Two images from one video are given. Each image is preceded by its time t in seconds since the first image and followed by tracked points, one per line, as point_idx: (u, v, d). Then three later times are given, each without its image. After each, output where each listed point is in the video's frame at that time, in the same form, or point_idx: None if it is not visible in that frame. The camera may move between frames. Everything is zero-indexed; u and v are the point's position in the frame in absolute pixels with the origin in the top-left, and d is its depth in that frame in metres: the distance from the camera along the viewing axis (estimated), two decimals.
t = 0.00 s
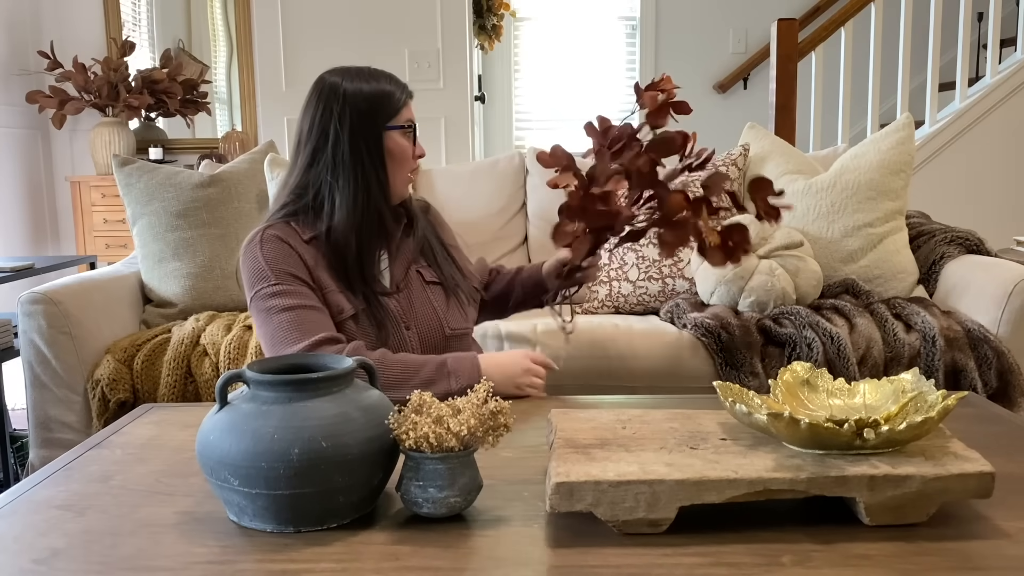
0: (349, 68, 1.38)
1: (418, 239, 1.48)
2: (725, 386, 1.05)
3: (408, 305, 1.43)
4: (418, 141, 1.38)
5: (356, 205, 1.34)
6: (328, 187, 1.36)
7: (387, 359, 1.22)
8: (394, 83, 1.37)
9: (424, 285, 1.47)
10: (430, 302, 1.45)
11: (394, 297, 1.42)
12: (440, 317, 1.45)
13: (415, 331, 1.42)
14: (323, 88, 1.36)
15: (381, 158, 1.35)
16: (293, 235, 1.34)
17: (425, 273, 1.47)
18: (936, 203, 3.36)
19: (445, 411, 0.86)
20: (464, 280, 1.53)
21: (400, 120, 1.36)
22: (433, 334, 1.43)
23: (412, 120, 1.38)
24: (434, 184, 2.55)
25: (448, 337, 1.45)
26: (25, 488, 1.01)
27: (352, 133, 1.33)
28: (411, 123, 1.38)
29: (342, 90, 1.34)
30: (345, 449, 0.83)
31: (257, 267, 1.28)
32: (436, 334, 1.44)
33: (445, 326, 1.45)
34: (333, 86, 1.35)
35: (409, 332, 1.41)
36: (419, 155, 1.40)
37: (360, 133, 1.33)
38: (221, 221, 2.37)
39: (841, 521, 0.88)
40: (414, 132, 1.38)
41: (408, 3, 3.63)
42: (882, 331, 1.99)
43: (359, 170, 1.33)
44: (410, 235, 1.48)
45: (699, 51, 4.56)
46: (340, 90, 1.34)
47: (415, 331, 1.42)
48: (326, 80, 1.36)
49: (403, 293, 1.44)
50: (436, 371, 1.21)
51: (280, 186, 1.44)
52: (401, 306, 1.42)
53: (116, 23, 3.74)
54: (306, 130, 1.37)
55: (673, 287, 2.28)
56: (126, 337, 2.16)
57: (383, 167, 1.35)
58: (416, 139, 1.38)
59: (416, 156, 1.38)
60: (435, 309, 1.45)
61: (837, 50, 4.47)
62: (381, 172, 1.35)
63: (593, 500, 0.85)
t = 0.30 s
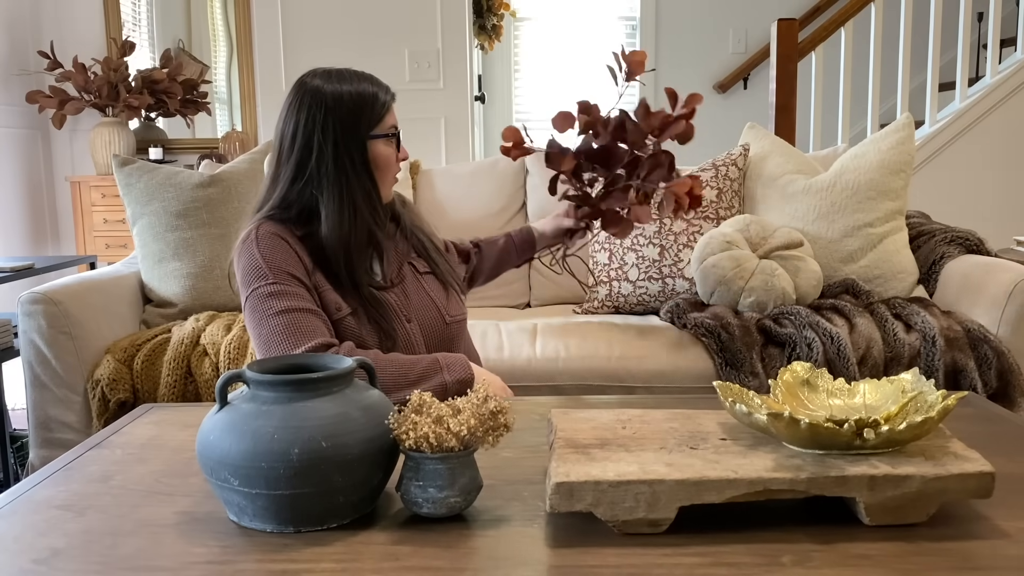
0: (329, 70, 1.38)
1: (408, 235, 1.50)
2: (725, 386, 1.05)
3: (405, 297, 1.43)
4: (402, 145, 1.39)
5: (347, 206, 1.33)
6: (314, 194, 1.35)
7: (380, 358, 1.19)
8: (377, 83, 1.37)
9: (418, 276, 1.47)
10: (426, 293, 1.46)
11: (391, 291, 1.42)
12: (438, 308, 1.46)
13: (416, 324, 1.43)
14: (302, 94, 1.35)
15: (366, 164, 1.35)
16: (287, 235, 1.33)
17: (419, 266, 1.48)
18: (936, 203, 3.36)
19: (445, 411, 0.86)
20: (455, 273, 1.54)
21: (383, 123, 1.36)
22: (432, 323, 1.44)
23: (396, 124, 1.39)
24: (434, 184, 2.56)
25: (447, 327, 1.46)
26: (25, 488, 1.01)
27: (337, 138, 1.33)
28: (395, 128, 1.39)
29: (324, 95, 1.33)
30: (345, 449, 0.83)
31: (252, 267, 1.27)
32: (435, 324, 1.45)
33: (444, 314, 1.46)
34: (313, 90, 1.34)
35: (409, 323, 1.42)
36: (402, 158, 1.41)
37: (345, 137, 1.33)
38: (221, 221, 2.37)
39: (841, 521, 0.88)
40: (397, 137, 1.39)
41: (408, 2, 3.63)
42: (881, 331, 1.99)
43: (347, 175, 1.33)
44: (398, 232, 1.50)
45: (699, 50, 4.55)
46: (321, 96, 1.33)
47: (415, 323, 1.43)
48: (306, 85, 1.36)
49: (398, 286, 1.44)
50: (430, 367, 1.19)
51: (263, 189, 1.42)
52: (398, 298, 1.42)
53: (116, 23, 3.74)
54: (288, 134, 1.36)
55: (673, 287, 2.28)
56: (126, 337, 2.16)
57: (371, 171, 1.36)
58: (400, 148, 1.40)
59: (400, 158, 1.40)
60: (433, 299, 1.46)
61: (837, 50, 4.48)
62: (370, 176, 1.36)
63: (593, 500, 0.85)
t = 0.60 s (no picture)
0: (326, 72, 1.38)
1: (407, 236, 1.49)
2: (725, 386, 1.05)
3: (403, 299, 1.43)
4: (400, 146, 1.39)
5: (346, 206, 1.33)
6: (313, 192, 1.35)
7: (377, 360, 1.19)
8: (373, 85, 1.37)
9: (416, 278, 1.47)
10: (425, 295, 1.46)
11: (388, 293, 1.42)
12: (436, 309, 1.46)
13: (414, 325, 1.43)
14: (300, 94, 1.35)
15: (364, 165, 1.35)
16: (286, 234, 1.33)
17: (417, 268, 1.48)
18: (936, 203, 3.36)
19: (445, 411, 0.86)
20: (454, 275, 1.54)
21: (380, 124, 1.36)
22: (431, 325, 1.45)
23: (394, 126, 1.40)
24: (434, 184, 2.56)
25: (446, 328, 1.47)
26: (25, 488, 1.01)
27: (336, 139, 1.33)
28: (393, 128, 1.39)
29: (322, 96, 1.33)
30: (344, 450, 0.83)
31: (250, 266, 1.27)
32: (434, 326, 1.45)
33: (443, 316, 1.47)
34: (311, 91, 1.34)
35: (407, 324, 1.42)
36: (400, 159, 1.42)
37: (344, 138, 1.33)
38: (221, 221, 2.37)
39: (842, 521, 0.88)
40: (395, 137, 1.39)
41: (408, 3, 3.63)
42: (882, 331, 1.99)
43: (346, 176, 1.33)
44: (397, 233, 1.49)
45: (699, 50, 4.55)
46: (320, 97, 1.33)
47: (413, 324, 1.43)
48: (304, 86, 1.36)
49: (397, 288, 1.44)
50: (426, 367, 1.19)
51: (262, 190, 1.42)
52: (396, 299, 1.42)
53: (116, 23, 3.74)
54: (287, 135, 1.36)
55: (673, 288, 2.28)
56: (127, 337, 2.16)
57: (370, 172, 1.36)
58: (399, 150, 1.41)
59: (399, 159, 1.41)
60: (431, 301, 1.46)
61: (837, 51, 4.48)
62: (369, 177, 1.36)
63: (593, 500, 0.85)
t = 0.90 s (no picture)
0: (331, 71, 1.38)
1: (410, 239, 1.49)
2: (725, 386, 1.05)
3: (405, 302, 1.44)
4: (405, 143, 1.40)
5: (350, 204, 1.33)
6: (316, 190, 1.35)
7: (378, 360, 1.19)
8: (378, 84, 1.38)
9: (419, 280, 1.47)
10: (427, 297, 1.46)
11: (390, 295, 1.42)
12: (439, 313, 1.46)
13: (416, 327, 1.43)
14: (305, 92, 1.35)
15: (369, 158, 1.35)
16: (290, 233, 1.33)
17: (420, 271, 1.48)
18: (936, 203, 3.36)
19: (445, 411, 0.86)
20: (457, 279, 1.54)
21: (385, 121, 1.37)
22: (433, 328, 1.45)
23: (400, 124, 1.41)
24: (434, 184, 2.56)
25: (448, 332, 1.47)
26: (25, 488, 1.01)
27: (342, 136, 1.33)
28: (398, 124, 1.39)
29: (328, 94, 1.34)
30: (345, 450, 0.83)
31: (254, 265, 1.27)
32: (436, 329, 1.45)
33: (445, 320, 1.47)
34: (316, 89, 1.35)
35: (409, 326, 1.42)
36: (404, 156, 1.42)
37: (350, 134, 1.33)
38: (222, 221, 2.37)
39: (842, 521, 0.88)
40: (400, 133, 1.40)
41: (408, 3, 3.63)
42: (881, 330, 1.99)
43: (351, 172, 1.34)
44: (400, 236, 1.49)
45: (699, 50, 4.55)
46: (326, 95, 1.34)
47: (415, 326, 1.43)
48: (309, 84, 1.36)
49: (399, 290, 1.44)
50: (426, 368, 1.19)
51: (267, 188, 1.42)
52: (398, 302, 1.42)
53: (116, 23, 3.74)
54: (292, 132, 1.36)
55: (673, 288, 2.28)
56: (127, 337, 2.16)
57: (374, 168, 1.36)
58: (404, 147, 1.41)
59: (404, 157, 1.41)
60: (433, 304, 1.46)
61: (837, 50, 4.48)
62: (373, 174, 1.36)
63: (593, 500, 0.85)
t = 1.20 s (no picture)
0: (332, 71, 1.38)
1: (412, 240, 1.49)
2: (725, 386, 1.05)
3: (407, 302, 1.43)
4: (406, 142, 1.40)
5: (352, 203, 1.33)
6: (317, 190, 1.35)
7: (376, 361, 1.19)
8: (378, 84, 1.38)
9: (420, 280, 1.47)
10: (427, 297, 1.46)
11: (391, 295, 1.42)
12: (440, 314, 1.46)
13: (417, 328, 1.43)
14: (306, 93, 1.36)
15: (370, 157, 1.35)
16: (291, 233, 1.33)
17: (421, 271, 1.48)
18: (936, 203, 3.36)
19: (444, 411, 0.86)
20: (458, 279, 1.54)
21: (385, 119, 1.37)
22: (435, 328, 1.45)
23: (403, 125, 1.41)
24: (433, 184, 2.56)
25: (449, 332, 1.47)
26: (25, 488, 1.01)
27: (343, 135, 1.33)
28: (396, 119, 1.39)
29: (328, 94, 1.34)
30: (344, 450, 0.83)
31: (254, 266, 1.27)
32: (437, 328, 1.45)
33: (446, 320, 1.46)
34: (316, 89, 1.35)
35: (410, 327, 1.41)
36: (405, 156, 1.42)
37: (350, 134, 1.33)
38: (222, 221, 2.37)
39: (842, 521, 0.88)
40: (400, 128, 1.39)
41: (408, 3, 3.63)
42: (882, 330, 1.99)
43: (352, 172, 1.34)
44: (402, 236, 1.49)
45: (699, 50, 4.55)
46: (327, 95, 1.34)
47: (416, 327, 1.43)
48: (308, 85, 1.36)
49: (400, 291, 1.44)
50: (426, 369, 1.19)
51: (268, 189, 1.42)
52: (399, 301, 1.42)
53: (116, 22, 3.73)
54: (293, 133, 1.36)
55: (673, 288, 2.28)
56: (127, 337, 2.16)
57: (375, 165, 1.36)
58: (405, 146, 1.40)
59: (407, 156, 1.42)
60: (434, 305, 1.46)
61: (837, 50, 4.48)
62: (373, 173, 1.36)
63: (593, 500, 0.85)
